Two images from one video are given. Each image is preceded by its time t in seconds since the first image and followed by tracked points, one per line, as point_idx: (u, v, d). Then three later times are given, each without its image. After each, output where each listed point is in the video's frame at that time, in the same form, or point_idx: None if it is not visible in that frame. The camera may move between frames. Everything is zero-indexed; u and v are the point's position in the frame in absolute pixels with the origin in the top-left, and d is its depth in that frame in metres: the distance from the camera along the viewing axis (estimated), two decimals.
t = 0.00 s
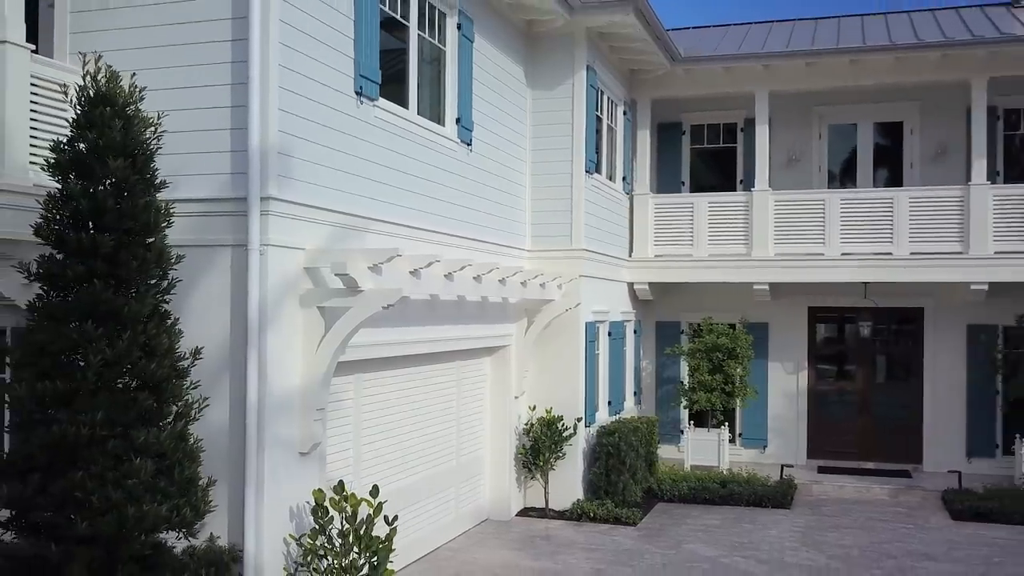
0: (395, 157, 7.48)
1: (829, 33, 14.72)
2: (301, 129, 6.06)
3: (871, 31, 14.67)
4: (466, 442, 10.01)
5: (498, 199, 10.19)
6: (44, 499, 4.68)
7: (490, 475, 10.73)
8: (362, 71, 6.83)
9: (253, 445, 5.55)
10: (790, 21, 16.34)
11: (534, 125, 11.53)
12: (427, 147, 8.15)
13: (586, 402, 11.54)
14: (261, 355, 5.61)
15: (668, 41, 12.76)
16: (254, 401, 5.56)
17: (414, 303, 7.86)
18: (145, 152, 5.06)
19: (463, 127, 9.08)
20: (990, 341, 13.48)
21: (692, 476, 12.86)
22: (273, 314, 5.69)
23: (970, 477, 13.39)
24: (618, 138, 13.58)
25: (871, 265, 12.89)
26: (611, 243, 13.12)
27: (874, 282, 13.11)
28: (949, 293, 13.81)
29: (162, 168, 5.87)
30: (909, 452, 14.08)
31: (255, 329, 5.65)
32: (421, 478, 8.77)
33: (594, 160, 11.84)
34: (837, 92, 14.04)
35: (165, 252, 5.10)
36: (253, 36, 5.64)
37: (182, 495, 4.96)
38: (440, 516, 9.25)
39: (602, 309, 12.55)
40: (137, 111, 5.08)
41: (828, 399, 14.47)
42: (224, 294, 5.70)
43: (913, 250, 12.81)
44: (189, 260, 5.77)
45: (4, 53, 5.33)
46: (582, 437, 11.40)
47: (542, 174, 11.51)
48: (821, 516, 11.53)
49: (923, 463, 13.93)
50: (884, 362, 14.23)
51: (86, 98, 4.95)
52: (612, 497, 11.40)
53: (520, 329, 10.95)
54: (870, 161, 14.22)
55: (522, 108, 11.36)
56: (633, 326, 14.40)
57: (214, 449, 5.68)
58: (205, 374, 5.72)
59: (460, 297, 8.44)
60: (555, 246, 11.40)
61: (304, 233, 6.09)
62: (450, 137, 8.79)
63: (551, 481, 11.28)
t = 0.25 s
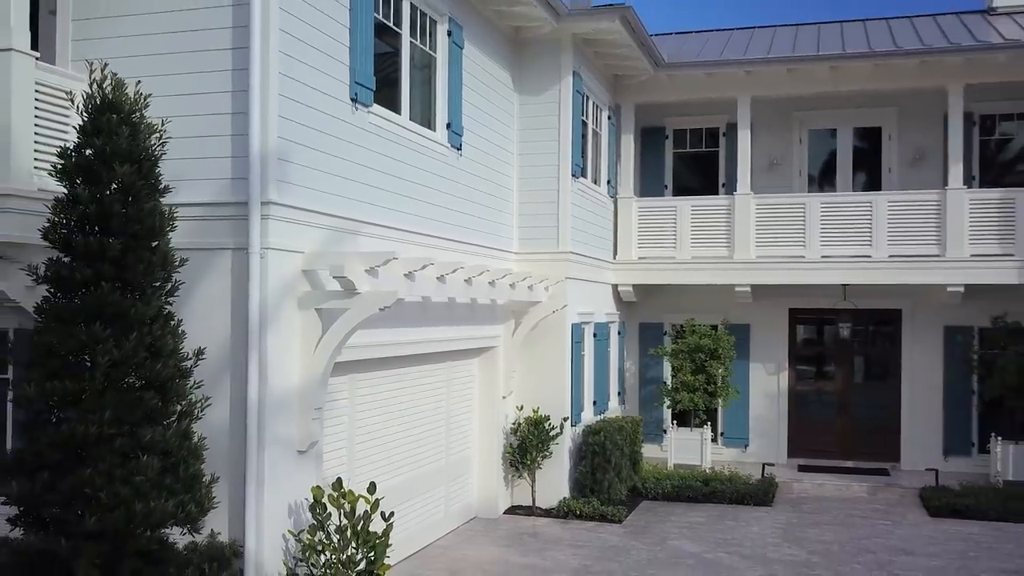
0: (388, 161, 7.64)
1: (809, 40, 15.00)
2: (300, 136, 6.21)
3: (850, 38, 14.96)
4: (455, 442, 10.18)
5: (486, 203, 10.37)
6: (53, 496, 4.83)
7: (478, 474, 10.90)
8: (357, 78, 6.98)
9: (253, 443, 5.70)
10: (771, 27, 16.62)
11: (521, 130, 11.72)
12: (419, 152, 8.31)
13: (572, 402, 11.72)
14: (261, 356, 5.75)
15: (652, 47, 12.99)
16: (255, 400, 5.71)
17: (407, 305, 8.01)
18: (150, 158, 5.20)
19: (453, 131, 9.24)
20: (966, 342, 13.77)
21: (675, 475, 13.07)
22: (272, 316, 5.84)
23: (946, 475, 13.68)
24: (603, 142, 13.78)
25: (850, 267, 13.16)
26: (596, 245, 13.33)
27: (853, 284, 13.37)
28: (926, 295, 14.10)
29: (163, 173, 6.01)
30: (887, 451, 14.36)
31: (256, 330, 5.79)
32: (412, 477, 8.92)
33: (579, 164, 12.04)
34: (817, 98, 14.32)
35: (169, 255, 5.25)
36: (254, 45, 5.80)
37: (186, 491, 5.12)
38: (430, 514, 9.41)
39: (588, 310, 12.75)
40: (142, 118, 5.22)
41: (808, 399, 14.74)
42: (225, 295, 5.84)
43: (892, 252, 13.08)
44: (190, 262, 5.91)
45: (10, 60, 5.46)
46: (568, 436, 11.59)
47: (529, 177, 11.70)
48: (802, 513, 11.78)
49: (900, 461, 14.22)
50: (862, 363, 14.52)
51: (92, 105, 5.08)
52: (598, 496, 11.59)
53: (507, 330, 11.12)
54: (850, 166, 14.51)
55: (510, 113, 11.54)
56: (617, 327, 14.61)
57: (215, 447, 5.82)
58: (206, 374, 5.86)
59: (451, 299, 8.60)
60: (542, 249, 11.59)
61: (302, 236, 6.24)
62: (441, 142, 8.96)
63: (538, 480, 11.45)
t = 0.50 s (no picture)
0: (381, 166, 7.81)
1: (789, 47, 15.28)
2: (297, 141, 6.37)
3: (829, 44, 15.25)
4: (444, 440, 10.34)
5: (475, 206, 10.55)
6: (61, 492, 4.97)
7: (466, 473, 11.07)
8: (352, 85, 7.14)
9: (253, 441, 5.85)
10: (752, 33, 16.91)
11: (508, 134, 11.90)
12: (410, 156, 8.48)
13: (558, 401, 11.91)
14: (261, 356, 5.91)
15: (636, 53, 13.22)
16: (255, 399, 5.86)
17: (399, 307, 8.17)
18: (154, 163, 5.34)
19: (443, 136, 9.41)
20: (942, 342, 14.07)
21: (659, 474, 13.29)
22: (271, 317, 6.00)
23: (923, 473, 13.98)
24: (588, 146, 13.99)
25: (830, 269, 13.43)
26: (581, 248, 13.53)
27: (833, 285, 13.64)
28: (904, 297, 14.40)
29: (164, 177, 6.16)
30: (865, 449, 14.65)
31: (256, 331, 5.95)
32: (402, 475, 9.08)
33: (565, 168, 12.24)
34: (797, 103, 14.59)
35: (173, 257, 5.39)
36: (253, 52, 5.95)
37: (190, 487, 5.26)
38: (420, 512, 9.57)
39: (573, 312, 12.95)
40: (146, 124, 5.36)
41: (788, 398, 15.02)
42: (224, 297, 5.99)
43: (870, 255, 13.36)
44: (191, 265, 6.06)
45: (14, 68, 5.60)
46: (554, 435, 11.78)
47: (515, 181, 11.88)
48: (782, 510, 12.03)
49: (878, 460, 14.51)
50: (841, 363, 14.82)
51: (98, 112, 5.22)
52: (583, 493, 11.78)
53: (495, 331, 11.30)
54: (829, 170, 14.79)
55: (497, 118, 11.73)
56: (601, 328, 14.82)
57: (216, 444, 5.97)
58: (206, 373, 6.01)
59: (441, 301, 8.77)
60: (528, 251, 11.77)
61: (300, 239, 6.40)
62: (431, 146, 9.13)
63: (525, 478, 11.63)
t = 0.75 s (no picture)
0: (374, 170, 7.97)
1: (769, 53, 15.56)
2: (294, 146, 6.53)
3: (808, 51, 15.54)
4: (433, 439, 10.51)
5: (463, 209, 10.73)
6: (68, 489, 5.11)
7: (453, 472, 11.24)
8: (345, 91, 7.30)
9: (252, 439, 6.00)
10: (733, 39, 17.19)
11: (495, 138, 12.08)
12: (401, 160, 8.64)
13: (544, 401, 12.10)
14: (259, 356, 6.06)
15: (620, 59, 13.44)
16: (254, 398, 6.01)
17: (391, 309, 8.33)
18: (157, 168, 5.48)
19: (432, 141, 9.58)
20: (918, 342, 14.37)
21: (642, 472, 13.51)
22: (269, 318, 6.15)
23: (900, 471, 14.27)
24: (572, 150, 14.20)
25: (810, 271, 13.71)
26: (566, 250, 13.74)
27: (812, 287, 13.91)
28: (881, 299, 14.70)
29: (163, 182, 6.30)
30: (843, 448, 14.94)
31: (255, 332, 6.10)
32: (392, 473, 9.24)
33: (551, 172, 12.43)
34: (777, 109, 14.87)
35: (175, 260, 5.54)
36: (252, 60, 6.10)
37: (193, 484, 5.43)
38: (409, 509, 9.73)
39: (558, 313, 13.15)
40: (149, 131, 5.51)
41: (769, 398, 15.29)
42: (223, 299, 6.14)
43: (849, 257, 13.65)
44: (190, 268, 6.20)
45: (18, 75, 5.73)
46: (540, 434, 11.97)
47: (502, 184, 12.07)
48: (763, 507, 12.28)
49: (856, 458, 14.81)
50: (820, 364, 15.10)
51: (102, 119, 5.36)
52: (568, 491, 11.98)
53: (482, 332, 11.48)
54: (808, 174, 15.08)
55: (484, 122, 11.91)
56: (585, 329, 15.03)
57: (215, 443, 6.12)
58: (206, 373, 6.16)
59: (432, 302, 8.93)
60: (514, 253, 11.96)
61: (297, 243, 6.55)
62: (421, 151, 9.30)
63: (512, 477, 11.81)
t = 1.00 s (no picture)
0: (366, 175, 8.14)
1: (750, 59, 15.84)
2: (290, 152, 6.69)
3: (788, 57, 15.83)
4: (421, 439, 10.68)
5: (451, 212, 10.90)
6: (73, 485, 5.26)
7: (441, 471, 11.42)
8: (339, 98, 7.46)
9: (249, 437, 6.15)
10: (714, 45, 17.47)
11: (482, 143, 12.27)
12: (392, 165, 8.81)
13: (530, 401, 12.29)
14: (256, 357, 6.21)
15: (604, 65, 13.67)
16: (251, 397, 6.17)
17: (383, 310, 8.49)
18: (158, 173, 5.63)
19: (422, 145, 9.75)
20: (896, 343, 14.67)
21: (626, 471, 13.73)
22: (266, 321, 6.31)
23: (878, 469, 14.56)
24: (558, 153, 14.40)
25: (790, 273, 13.98)
26: (551, 252, 13.94)
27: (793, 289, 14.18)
28: (860, 300, 15.00)
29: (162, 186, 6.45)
30: (822, 446, 15.23)
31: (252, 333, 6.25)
32: (382, 472, 9.41)
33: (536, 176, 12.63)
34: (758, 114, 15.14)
35: (176, 262, 5.68)
36: (251, 68, 6.26)
37: (194, 481, 5.57)
38: (398, 507, 9.90)
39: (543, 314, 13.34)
40: (151, 137, 5.66)
41: (749, 398, 15.57)
42: (221, 300, 6.30)
43: (828, 259, 13.92)
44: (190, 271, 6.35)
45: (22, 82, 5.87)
46: (526, 434, 12.16)
47: (489, 188, 12.25)
48: (745, 505, 12.53)
49: (835, 457, 15.10)
50: (799, 364, 15.39)
51: (106, 125, 5.51)
52: (554, 490, 12.18)
53: (470, 333, 11.66)
54: (788, 178, 15.36)
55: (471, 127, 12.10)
56: (569, 330, 15.24)
57: (213, 441, 6.27)
58: (205, 373, 6.31)
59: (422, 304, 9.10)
60: (500, 256, 12.15)
61: (293, 245, 6.71)
62: (411, 156, 9.46)
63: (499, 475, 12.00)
